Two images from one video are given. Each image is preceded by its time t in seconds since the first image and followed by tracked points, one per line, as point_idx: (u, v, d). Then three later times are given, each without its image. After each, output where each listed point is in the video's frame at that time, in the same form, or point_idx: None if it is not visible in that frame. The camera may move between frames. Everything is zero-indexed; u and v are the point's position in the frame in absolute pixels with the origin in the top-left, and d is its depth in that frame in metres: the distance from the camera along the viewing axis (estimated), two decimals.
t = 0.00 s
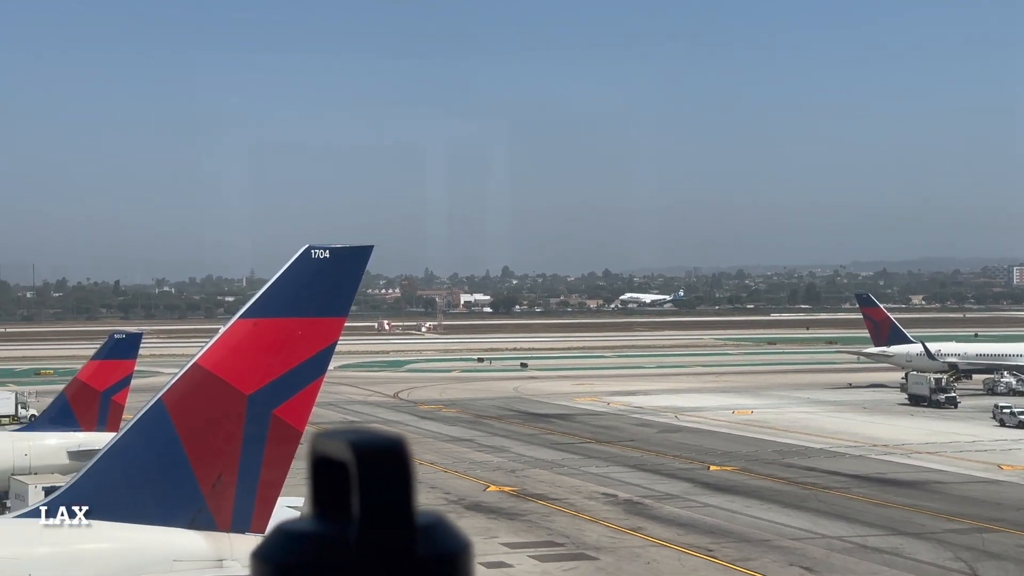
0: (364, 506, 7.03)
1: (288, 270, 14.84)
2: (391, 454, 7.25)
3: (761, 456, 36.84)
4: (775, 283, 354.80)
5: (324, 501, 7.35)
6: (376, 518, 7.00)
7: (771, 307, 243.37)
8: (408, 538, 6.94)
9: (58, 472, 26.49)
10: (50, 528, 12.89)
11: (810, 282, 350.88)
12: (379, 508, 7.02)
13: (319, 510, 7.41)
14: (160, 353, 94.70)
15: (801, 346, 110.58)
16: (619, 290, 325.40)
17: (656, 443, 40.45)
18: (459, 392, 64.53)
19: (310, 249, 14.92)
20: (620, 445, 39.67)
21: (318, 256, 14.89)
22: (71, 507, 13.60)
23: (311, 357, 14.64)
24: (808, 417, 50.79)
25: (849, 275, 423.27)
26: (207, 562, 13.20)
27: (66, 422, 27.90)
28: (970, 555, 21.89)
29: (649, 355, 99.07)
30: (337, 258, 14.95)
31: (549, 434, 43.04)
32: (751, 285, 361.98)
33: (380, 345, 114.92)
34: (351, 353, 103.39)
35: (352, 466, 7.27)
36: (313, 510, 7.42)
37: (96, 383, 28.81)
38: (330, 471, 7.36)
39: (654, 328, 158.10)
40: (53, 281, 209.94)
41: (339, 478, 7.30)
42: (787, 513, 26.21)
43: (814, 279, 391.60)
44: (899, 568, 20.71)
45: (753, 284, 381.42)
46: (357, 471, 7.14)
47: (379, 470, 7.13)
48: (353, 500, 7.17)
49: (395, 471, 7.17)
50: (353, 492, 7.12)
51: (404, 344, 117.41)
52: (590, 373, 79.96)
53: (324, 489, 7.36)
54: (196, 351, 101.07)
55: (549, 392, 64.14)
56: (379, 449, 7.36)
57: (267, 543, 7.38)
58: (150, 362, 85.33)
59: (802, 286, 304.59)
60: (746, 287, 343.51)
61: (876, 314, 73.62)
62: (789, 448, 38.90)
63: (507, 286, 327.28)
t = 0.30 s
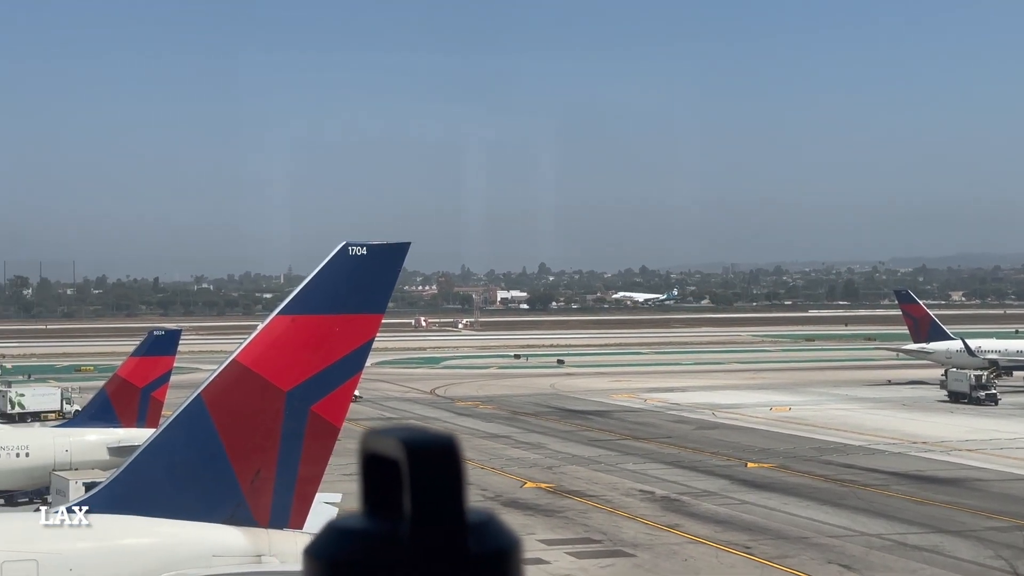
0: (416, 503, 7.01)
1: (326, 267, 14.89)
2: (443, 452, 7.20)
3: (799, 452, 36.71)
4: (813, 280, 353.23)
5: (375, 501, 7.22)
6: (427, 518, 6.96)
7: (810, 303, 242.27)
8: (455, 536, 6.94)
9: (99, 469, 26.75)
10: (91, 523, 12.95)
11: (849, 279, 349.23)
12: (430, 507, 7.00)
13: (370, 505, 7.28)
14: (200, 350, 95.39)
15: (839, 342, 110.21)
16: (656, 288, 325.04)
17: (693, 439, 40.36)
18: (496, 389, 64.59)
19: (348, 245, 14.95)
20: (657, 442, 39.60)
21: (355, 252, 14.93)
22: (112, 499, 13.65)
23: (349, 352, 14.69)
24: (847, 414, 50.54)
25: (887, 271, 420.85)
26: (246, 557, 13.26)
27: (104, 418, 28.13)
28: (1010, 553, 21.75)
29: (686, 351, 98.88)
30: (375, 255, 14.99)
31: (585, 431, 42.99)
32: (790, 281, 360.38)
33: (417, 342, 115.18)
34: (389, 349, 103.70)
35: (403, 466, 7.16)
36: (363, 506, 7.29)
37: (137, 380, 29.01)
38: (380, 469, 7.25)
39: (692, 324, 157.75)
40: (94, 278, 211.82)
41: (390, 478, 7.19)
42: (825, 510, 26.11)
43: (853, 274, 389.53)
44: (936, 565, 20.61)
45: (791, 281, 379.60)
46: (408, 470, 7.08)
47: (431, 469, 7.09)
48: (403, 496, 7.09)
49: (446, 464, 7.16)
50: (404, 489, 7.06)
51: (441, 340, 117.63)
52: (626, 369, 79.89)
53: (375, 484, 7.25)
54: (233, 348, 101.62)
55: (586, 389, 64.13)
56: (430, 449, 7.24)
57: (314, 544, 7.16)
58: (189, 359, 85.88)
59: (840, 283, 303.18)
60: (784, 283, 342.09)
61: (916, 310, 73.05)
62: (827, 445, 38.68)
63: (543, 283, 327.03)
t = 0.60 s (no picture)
0: (474, 501, 5.49)
1: (363, 263, 14.91)
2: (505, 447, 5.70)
3: (838, 450, 36.50)
4: (850, 276, 351.72)
5: (431, 498, 5.69)
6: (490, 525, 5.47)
7: (847, 299, 241.28)
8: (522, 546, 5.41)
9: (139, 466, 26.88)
10: (131, 519, 13.06)
11: (886, 276, 347.50)
12: (493, 510, 5.53)
13: (422, 500, 5.79)
14: (238, 346, 96.06)
15: (877, 339, 109.77)
16: (691, 284, 324.38)
17: (730, 437, 40.27)
18: (532, 385, 64.66)
19: (385, 243, 14.98)
20: (694, 439, 39.48)
21: (392, 250, 14.96)
22: (151, 494, 13.74)
23: (385, 349, 14.70)
24: (886, 411, 50.26)
25: (924, 267, 418.68)
26: (285, 553, 13.28)
27: (144, 412, 28.33)
28: None
29: (723, 348, 98.67)
30: (411, 252, 15.01)
31: (622, 427, 43.00)
32: (826, 278, 359.09)
33: (454, 339, 115.53)
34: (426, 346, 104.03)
35: (457, 458, 5.64)
36: (411, 504, 5.79)
37: (176, 377, 29.23)
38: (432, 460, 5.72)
39: (728, 321, 157.43)
40: (134, 275, 213.92)
41: (443, 471, 5.66)
42: (865, 508, 25.96)
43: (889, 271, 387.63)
44: (977, 564, 20.46)
45: (827, 277, 378.14)
46: (462, 463, 5.56)
47: (494, 464, 5.61)
48: (459, 494, 5.59)
49: (509, 463, 5.68)
50: (458, 483, 5.54)
51: (477, 337, 117.90)
52: (663, 366, 79.79)
53: (426, 479, 5.73)
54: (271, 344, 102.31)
55: (623, 386, 64.09)
56: (493, 441, 5.75)
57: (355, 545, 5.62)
58: (228, 355, 86.47)
59: (877, 279, 301.47)
60: (821, 280, 340.78)
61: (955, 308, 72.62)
62: (866, 443, 38.48)
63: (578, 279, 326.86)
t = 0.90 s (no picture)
0: (530, 492, 6.95)
1: (399, 262, 14.93)
2: (558, 439, 7.20)
3: (877, 448, 36.30)
4: (888, 274, 349.40)
5: (487, 487, 7.16)
6: (542, 508, 6.90)
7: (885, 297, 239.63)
8: (577, 533, 6.89)
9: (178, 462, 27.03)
10: (170, 515, 13.14)
11: (924, 272, 344.93)
12: (546, 501, 6.92)
13: (477, 492, 7.23)
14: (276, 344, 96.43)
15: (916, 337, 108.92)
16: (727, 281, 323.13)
17: (767, 435, 40.12)
18: (569, 383, 64.63)
19: (421, 242, 15.00)
20: (732, 437, 39.36)
21: (429, 248, 14.96)
22: (190, 492, 13.87)
23: (421, 347, 14.69)
24: (924, 409, 49.91)
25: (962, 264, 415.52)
26: (322, 551, 13.34)
27: (182, 410, 28.51)
28: None
29: (761, 346, 98.29)
30: (447, 251, 15.02)
31: (659, 426, 42.92)
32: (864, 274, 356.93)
33: (490, 336, 115.56)
34: (463, 344, 104.11)
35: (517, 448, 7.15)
36: (471, 493, 7.26)
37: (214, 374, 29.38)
38: (490, 455, 7.21)
39: (766, 319, 156.67)
40: (173, 274, 215.05)
41: (504, 461, 7.17)
42: (904, 506, 25.83)
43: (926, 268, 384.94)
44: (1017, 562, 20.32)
45: (865, 274, 375.79)
46: (520, 456, 7.06)
47: (545, 456, 7.09)
48: (516, 484, 7.04)
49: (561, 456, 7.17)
50: (516, 475, 7.03)
51: (513, 335, 117.85)
52: (700, 364, 79.56)
53: (484, 471, 7.19)
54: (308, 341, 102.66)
55: (660, 384, 63.96)
56: (548, 434, 7.24)
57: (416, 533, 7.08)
58: (266, 353, 86.80)
59: (916, 276, 299.15)
60: (859, 277, 338.80)
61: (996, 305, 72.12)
62: (905, 441, 38.26)
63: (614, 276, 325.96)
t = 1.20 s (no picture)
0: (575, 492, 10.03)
1: (436, 260, 14.96)
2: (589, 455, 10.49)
3: (916, 447, 36.07)
4: (926, 272, 346.64)
5: (542, 489, 10.12)
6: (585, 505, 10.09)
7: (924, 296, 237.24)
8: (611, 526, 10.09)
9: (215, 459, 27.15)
10: (209, 512, 13.23)
11: (964, 271, 341.19)
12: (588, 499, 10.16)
13: (532, 491, 10.20)
14: (313, 342, 96.52)
15: (956, 336, 107.84)
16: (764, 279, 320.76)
17: (805, 434, 39.90)
18: (606, 381, 64.43)
19: (458, 239, 15.02)
20: (770, 436, 39.19)
21: (465, 245, 14.98)
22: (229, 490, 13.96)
23: (458, 345, 14.70)
24: (964, 408, 49.47)
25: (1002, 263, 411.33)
26: (360, 548, 13.37)
27: (219, 408, 28.61)
28: None
29: (799, 345, 97.62)
30: (485, 248, 15.02)
31: (696, 425, 42.77)
32: (902, 272, 353.62)
33: (526, 335, 115.26)
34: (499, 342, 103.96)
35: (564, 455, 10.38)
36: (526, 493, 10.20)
37: (252, 371, 29.46)
38: (546, 459, 10.34)
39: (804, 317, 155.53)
40: (210, 273, 215.33)
41: (555, 465, 10.33)
42: (943, 506, 25.68)
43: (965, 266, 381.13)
44: None
45: (902, 272, 372.88)
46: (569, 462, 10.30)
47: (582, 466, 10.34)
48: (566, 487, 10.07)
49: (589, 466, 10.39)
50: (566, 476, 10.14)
51: (550, 334, 117.53)
52: (737, 362, 79.17)
53: (542, 474, 10.23)
54: (345, 340, 102.74)
55: (696, 383, 63.72)
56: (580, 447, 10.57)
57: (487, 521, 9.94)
58: (303, 351, 86.89)
59: (956, 274, 295.99)
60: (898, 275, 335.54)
61: None
62: (945, 440, 37.98)
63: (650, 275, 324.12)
